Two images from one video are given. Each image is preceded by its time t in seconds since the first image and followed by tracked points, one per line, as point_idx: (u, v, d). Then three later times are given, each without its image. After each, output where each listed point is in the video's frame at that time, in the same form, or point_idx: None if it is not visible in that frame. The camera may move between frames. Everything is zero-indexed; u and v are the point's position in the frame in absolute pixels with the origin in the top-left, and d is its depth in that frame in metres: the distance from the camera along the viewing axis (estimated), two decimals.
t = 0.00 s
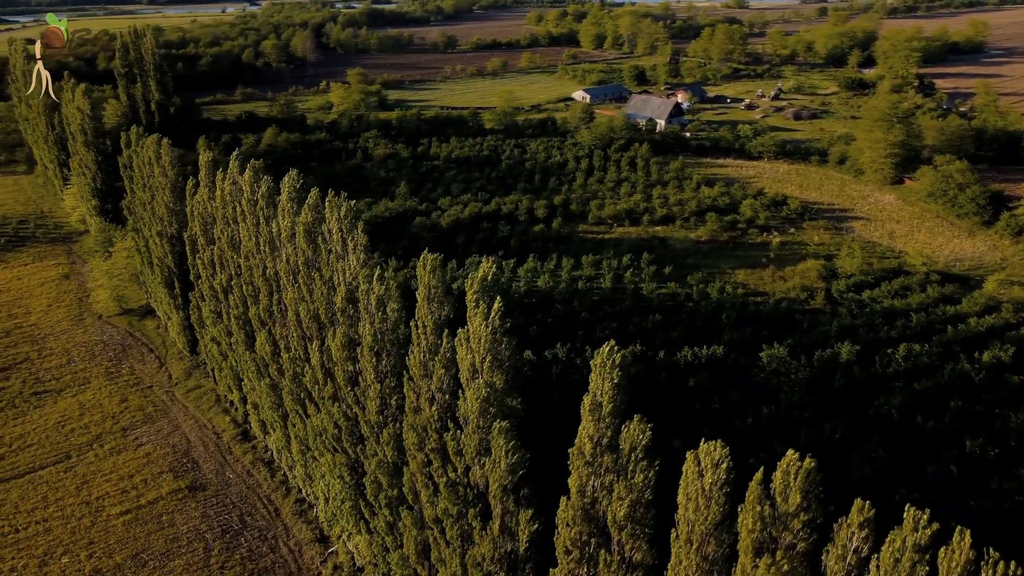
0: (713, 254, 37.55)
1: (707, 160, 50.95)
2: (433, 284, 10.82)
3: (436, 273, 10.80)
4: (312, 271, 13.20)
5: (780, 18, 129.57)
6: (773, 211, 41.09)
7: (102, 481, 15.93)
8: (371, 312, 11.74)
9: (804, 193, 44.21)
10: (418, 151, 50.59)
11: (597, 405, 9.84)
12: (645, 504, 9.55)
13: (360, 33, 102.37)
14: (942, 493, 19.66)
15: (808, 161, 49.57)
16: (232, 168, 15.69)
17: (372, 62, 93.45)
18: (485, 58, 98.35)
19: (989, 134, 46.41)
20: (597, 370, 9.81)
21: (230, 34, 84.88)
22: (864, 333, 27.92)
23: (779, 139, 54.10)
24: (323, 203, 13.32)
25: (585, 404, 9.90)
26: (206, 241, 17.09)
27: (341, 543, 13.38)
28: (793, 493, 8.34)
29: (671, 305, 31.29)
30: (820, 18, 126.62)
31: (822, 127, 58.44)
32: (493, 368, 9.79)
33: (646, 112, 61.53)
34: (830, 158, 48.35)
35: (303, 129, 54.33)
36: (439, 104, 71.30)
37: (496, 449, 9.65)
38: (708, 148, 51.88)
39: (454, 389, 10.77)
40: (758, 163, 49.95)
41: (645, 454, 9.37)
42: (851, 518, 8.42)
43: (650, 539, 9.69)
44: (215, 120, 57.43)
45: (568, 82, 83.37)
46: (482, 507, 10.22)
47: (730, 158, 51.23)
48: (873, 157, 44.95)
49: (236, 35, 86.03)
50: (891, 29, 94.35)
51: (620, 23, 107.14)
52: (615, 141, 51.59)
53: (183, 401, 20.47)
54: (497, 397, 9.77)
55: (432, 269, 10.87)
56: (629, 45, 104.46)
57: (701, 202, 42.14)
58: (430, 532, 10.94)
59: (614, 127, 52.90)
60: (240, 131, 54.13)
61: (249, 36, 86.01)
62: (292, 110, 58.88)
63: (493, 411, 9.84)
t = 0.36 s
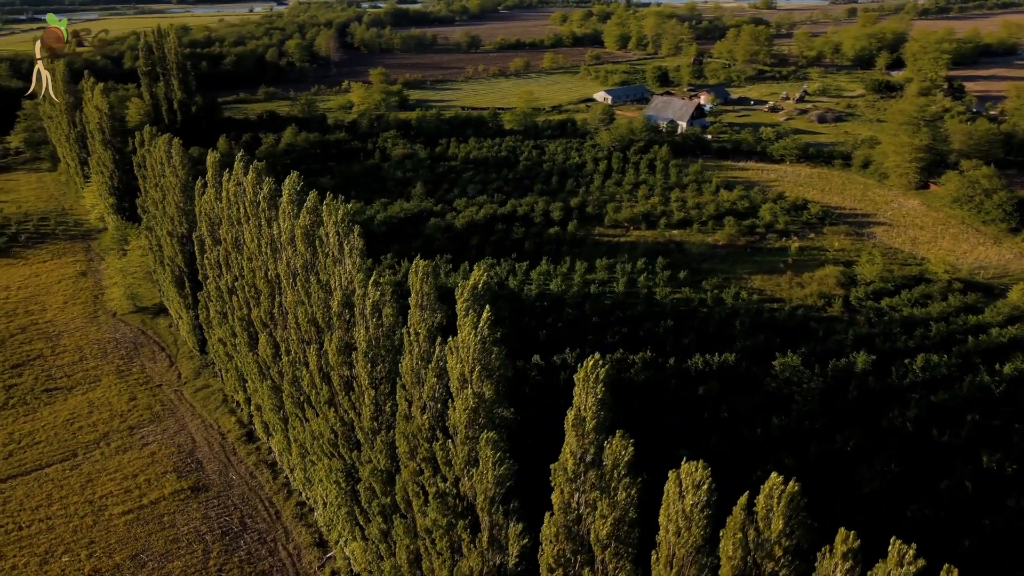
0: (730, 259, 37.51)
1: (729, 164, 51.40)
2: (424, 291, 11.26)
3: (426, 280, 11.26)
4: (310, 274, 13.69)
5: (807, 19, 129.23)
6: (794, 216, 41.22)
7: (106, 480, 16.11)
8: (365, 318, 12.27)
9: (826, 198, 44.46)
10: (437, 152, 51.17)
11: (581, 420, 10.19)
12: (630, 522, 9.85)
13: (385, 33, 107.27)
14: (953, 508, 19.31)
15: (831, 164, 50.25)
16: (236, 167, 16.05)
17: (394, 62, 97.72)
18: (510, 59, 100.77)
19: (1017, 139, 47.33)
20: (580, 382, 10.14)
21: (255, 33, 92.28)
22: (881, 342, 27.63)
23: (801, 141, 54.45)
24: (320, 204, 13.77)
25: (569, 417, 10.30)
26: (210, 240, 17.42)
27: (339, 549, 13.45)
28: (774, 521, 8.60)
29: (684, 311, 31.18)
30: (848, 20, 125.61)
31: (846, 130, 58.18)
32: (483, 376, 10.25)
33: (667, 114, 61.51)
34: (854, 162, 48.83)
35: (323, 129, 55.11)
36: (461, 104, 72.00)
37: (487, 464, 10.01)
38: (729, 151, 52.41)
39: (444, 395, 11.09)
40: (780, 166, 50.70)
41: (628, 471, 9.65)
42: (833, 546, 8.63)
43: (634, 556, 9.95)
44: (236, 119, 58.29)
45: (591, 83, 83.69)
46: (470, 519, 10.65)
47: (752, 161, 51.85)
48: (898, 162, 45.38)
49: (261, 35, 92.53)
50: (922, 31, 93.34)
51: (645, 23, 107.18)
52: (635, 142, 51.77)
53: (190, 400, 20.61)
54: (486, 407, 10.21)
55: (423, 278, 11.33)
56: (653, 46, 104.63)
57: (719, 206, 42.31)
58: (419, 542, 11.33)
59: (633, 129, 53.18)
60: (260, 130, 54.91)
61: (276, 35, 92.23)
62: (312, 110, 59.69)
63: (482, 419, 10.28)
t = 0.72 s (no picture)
0: (747, 264, 37.27)
1: (751, 166, 51.21)
2: (415, 299, 11.78)
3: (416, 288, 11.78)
4: (307, 277, 13.96)
5: (836, 20, 128.05)
6: (813, 221, 40.84)
7: (110, 479, 16.45)
8: (360, 323, 12.54)
9: (849, 202, 44.08)
10: (455, 152, 51.45)
11: (562, 434, 10.37)
12: (611, 542, 9.94)
13: (410, 33, 108.93)
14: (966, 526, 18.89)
15: (855, 168, 49.74)
16: (239, 168, 16.29)
17: (417, 62, 99.07)
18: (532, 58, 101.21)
19: None
20: (563, 398, 10.42)
21: (281, 32, 95.68)
22: (899, 351, 27.12)
23: (825, 144, 54.12)
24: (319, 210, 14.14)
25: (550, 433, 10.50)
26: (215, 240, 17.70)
27: (336, 554, 13.65)
28: (751, 548, 8.81)
29: (698, 316, 30.77)
30: (877, 21, 123.93)
31: (872, 133, 57.50)
32: (470, 385, 10.70)
33: (688, 116, 61.60)
34: (878, 166, 48.48)
35: (343, 129, 55.72)
36: (482, 104, 72.42)
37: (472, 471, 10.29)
38: (751, 154, 52.24)
39: (432, 402, 11.39)
40: (803, 170, 50.20)
41: (609, 488, 9.81)
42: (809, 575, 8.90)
43: None
44: (256, 118, 59.01)
45: (613, 84, 83.53)
46: (459, 532, 10.93)
47: (773, 164, 51.45)
48: (924, 166, 45.06)
49: (286, 34, 95.74)
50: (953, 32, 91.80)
51: (670, 24, 106.80)
52: (654, 144, 51.66)
53: (198, 400, 20.78)
54: (474, 417, 10.63)
55: (414, 286, 11.76)
56: (677, 47, 104.31)
57: (739, 210, 42.03)
58: (411, 549, 11.64)
59: (653, 131, 53.11)
60: (279, 130, 55.60)
61: (300, 33, 96.13)
62: (332, 109, 60.21)
63: (470, 427, 10.71)
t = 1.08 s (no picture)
0: (764, 268, 36.98)
1: (772, 169, 51.01)
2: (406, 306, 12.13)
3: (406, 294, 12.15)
4: (306, 281, 14.28)
5: (865, 21, 126.66)
6: (834, 225, 40.36)
7: (115, 478, 16.76)
8: (355, 329, 12.79)
9: (871, 207, 43.66)
10: (473, 153, 51.62)
11: (542, 449, 10.33)
12: (590, 563, 9.69)
13: (434, 32, 109.96)
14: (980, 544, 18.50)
15: (879, 172, 49.48)
16: (246, 168, 16.59)
17: (439, 62, 99.93)
18: (555, 58, 101.64)
19: None
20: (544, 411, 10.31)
21: (305, 32, 98.48)
22: (916, 361, 26.63)
23: (849, 147, 53.55)
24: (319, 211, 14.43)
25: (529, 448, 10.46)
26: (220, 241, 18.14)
27: (333, 558, 13.91)
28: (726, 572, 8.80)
29: (711, 322, 30.43)
30: (906, 22, 122.28)
31: (898, 137, 56.80)
32: (456, 394, 11.01)
33: (710, 118, 61.38)
34: (903, 170, 48.03)
35: (362, 129, 56.08)
36: (503, 104, 72.76)
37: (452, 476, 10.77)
38: (773, 156, 52.07)
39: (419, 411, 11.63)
40: (826, 173, 49.91)
41: (588, 506, 9.66)
42: None
43: None
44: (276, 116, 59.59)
45: (636, 84, 83.22)
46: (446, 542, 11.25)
47: (795, 167, 51.25)
48: (949, 171, 44.60)
49: (310, 34, 98.63)
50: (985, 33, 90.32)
51: (695, 24, 106.33)
52: (674, 146, 51.47)
53: (205, 399, 21.02)
54: (460, 428, 10.93)
55: (403, 292, 12.16)
56: (702, 48, 103.90)
57: (758, 213, 41.67)
58: (402, 557, 11.81)
59: (674, 133, 52.92)
60: (298, 130, 56.05)
61: (325, 33, 97.96)
62: (352, 109, 60.64)
63: (456, 438, 11.05)
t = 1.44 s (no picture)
0: (782, 274, 36.55)
1: (794, 172, 50.60)
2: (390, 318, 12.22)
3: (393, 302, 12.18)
4: (303, 283, 14.54)
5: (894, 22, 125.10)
6: (855, 231, 39.73)
7: (120, 477, 17.14)
8: (347, 335, 12.88)
9: (894, 212, 43.06)
10: (491, 154, 51.67)
11: (521, 466, 10.15)
12: None
13: (457, 32, 110.73)
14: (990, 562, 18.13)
15: (904, 176, 48.82)
16: (251, 169, 16.81)
17: (461, 62, 100.74)
18: (577, 59, 101.83)
19: None
20: (523, 426, 10.11)
21: (329, 32, 100.15)
22: (934, 372, 26.05)
23: (873, 151, 52.82)
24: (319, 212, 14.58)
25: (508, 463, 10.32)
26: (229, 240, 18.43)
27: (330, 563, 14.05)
28: None
29: (725, 328, 30.05)
30: (938, 24, 120.39)
31: (925, 140, 55.98)
32: (440, 403, 10.96)
33: (732, 120, 60.96)
34: (929, 175, 47.39)
35: (381, 129, 56.46)
36: (524, 105, 72.98)
37: (438, 488, 10.86)
38: (795, 159, 51.70)
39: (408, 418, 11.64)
40: (849, 177, 49.40)
41: (566, 527, 9.51)
42: None
43: None
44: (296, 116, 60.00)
45: (658, 86, 82.90)
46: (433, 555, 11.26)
47: (818, 170, 50.75)
48: (975, 176, 43.90)
49: (334, 33, 100.62)
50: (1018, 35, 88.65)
51: (720, 25, 105.74)
52: (695, 149, 51.13)
53: (213, 400, 21.34)
54: (445, 438, 10.89)
55: (393, 297, 12.26)
56: (727, 49, 103.34)
57: (777, 218, 41.20)
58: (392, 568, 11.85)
59: (694, 135, 52.49)
60: (316, 130, 56.38)
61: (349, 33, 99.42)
62: (372, 109, 61.08)
63: (442, 449, 11.03)
